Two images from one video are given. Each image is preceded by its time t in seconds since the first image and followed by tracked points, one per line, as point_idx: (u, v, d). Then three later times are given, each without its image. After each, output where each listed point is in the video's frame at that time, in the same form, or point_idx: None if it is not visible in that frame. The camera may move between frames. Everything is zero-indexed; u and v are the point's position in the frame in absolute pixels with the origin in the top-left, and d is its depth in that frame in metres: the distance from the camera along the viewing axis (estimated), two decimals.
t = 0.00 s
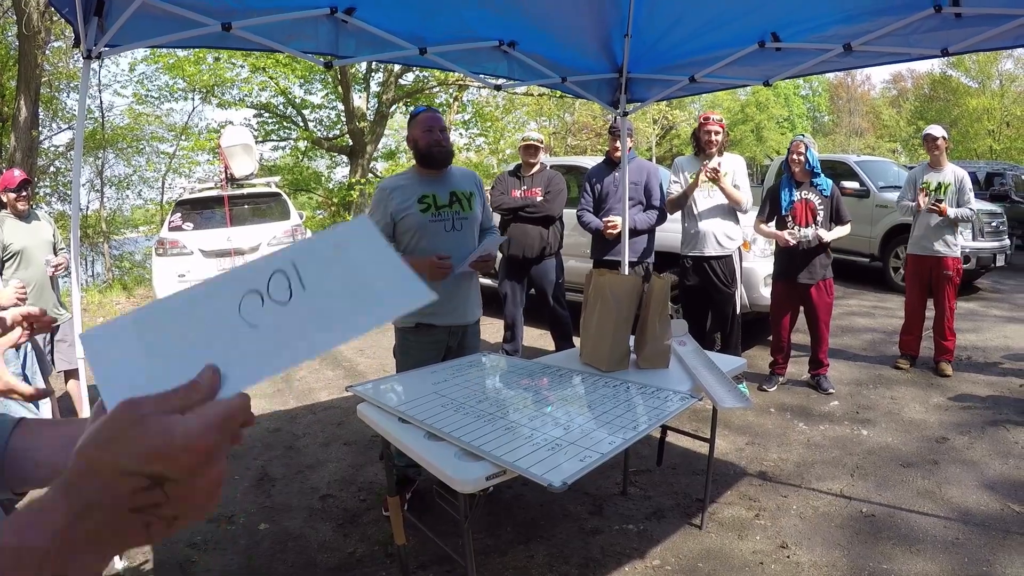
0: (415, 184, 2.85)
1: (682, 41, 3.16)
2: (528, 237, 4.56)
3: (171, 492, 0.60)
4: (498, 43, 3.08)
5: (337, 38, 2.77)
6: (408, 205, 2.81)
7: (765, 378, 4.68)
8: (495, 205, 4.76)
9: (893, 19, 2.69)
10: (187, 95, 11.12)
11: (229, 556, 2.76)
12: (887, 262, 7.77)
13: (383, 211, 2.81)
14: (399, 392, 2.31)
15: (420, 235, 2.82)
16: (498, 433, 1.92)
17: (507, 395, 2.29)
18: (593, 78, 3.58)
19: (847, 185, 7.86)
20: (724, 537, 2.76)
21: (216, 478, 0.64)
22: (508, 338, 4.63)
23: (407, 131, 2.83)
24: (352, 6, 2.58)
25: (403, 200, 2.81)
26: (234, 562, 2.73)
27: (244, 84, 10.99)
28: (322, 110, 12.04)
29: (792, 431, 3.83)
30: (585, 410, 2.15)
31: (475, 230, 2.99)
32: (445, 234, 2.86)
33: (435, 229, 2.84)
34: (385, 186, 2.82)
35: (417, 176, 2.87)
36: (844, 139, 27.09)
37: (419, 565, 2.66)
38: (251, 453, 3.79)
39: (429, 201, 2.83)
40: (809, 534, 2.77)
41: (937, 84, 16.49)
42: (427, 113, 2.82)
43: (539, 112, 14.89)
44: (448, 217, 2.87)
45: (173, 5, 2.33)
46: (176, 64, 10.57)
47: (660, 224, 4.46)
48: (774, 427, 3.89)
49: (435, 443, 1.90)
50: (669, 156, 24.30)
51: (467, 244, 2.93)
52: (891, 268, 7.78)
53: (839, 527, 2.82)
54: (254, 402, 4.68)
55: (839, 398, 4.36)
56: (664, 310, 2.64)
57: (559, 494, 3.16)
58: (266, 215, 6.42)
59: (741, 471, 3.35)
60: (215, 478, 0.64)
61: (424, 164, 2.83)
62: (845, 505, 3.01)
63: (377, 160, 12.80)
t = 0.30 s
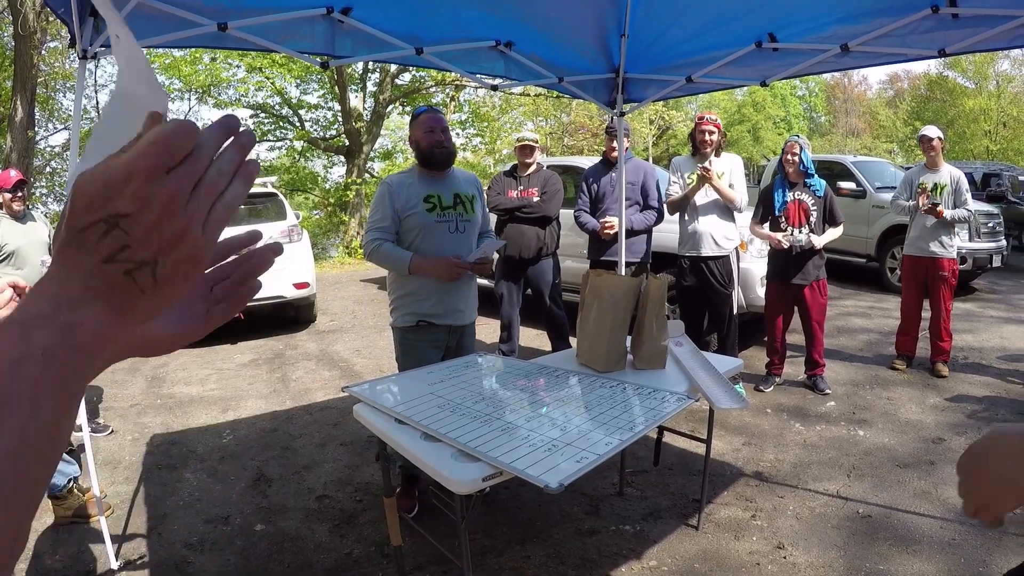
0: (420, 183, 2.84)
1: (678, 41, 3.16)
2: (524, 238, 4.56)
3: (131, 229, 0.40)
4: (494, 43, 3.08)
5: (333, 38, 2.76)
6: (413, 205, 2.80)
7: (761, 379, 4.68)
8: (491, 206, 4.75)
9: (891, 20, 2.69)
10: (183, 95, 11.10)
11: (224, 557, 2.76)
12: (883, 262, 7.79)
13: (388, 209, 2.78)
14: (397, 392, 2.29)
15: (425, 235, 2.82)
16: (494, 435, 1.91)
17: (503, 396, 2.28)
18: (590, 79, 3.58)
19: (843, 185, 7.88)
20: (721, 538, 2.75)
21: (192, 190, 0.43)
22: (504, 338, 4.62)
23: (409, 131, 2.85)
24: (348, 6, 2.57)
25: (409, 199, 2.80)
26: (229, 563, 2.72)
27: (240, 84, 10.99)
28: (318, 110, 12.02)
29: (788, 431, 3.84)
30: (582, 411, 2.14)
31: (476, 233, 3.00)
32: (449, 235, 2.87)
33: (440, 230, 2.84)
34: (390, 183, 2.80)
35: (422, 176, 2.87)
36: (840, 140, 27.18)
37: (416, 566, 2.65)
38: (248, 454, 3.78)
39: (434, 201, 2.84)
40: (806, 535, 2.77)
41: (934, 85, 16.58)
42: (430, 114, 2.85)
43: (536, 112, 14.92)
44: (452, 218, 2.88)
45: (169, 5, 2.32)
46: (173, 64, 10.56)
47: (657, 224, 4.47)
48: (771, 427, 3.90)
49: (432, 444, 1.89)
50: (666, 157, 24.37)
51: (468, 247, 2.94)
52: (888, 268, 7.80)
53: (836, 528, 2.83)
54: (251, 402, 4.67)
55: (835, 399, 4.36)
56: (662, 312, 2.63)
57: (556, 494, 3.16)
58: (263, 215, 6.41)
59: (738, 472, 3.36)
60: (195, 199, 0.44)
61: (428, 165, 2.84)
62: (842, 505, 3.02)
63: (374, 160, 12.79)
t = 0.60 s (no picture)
0: (415, 185, 2.83)
1: (674, 42, 3.17)
2: (520, 239, 4.56)
3: (80, 252, 0.56)
4: (490, 44, 3.08)
5: (329, 39, 2.75)
6: (409, 208, 2.79)
7: (757, 380, 4.68)
8: (487, 206, 4.73)
9: (888, 20, 2.70)
10: (179, 97, 11.07)
11: (220, 560, 2.74)
12: (879, 262, 7.80)
13: (382, 211, 2.77)
14: (392, 395, 2.28)
15: (419, 238, 2.81)
16: (490, 437, 1.90)
17: (500, 399, 2.28)
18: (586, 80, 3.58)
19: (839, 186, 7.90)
20: (718, 539, 2.75)
21: (132, 211, 0.59)
22: (501, 339, 4.61)
23: (403, 131, 2.85)
24: (344, 7, 2.56)
25: (404, 202, 2.79)
26: (225, 566, 2.70)
27: (236, 86, 10.98)
28: (314, 111, 11.99)
29: (785, 432, 3.84)
30: (578, 413, 2.14)
31: (471, 235, 3.01)
32: (444, 238, 2.87)
33: (436, 233, 2.84)
34: (384, 184, 2.78)
35: (417, 178, 2.85)
36: (836, 141, 27.25)
37: (413, 569, 2.64)
38: (244, 456, 3.76)
39: (430, 204, 2.83)
40: (803, 536, 2.77)
41: (930, 87, 16.64)
42: (424, 114, 2.86)
43: (532, 113, 14.92)
44: (448, 221, 2.88)
45: (163, 6, 2.30)
46: (168, 65, 10.53)
47: (654, 225, 4.47)
48: (768, 429, 3.90)
49: (427, 447, 1.88)
50: (663, 158, 24.41)
51: (464, 249, 2.94)
52: (884, 269, 7.81)
53: (834, 529, 2.82)
54: (247, 404, 4.65)
55: (831, 399, 4.36)
56: (657, 313, 2.64)
57: (553, 496, 3.15)
58: (259, 217, 6.38)
59: (735, 473, 3.35)
60: (133, 216, 0.59)
61: (422, 166, 2.83)
62: (839, 507, 3.01)
63: (370, 161, 12.77)
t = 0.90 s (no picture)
0: (394, 190, 2.83)
1: (671, 41, 3.15)
2: (518, 239, 4.56)
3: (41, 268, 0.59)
4: (486, 43, 3.06)
5: (325, 40, 2.73)
6: (390, 214, 2.78)
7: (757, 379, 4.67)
8: (485, 206, 4.71)
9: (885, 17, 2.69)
10: (176, 100, 11.04)
11: (219, 562, 2.73)
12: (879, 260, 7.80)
13: (363, 220, 2.75)
14: (389, 396, 2.27)
15: (404, 243, 2.80)
16: (488, 438, 1.89)
17: (498, 400, 2.26)
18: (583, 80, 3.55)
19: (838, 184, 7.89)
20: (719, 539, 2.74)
21: (90, 226, 0.61)
22: (499, 339, 4.60)
23: (380, 132, 2.86)
24: (339, 8, 2.55)
25: (385, 208, 2.78)
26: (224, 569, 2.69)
27: (233, 88, 10.97)
28: (312, 113, 11.97)
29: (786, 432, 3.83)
30: (577, 413, 2.12)
31: (456, 236, 3.01)
32: (430, 241, 2.86)
33: (420, 237, 2.83)
34: (362, 192, 2.77)
35: (394, 182, 2.85)
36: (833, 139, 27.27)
37: (412, 571, 2.62)
38: (242, 458, 3.75)
39: (411, 207, 2.83)
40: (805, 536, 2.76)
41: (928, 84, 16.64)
42: (403, 114, 2.87)
43: (529, 113, 14.91)
44: (432, 223, 2.88)
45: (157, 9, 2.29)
46: (165, 68, 10.50)
47: (652, 225, 4.46)
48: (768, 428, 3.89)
49: (425, 449, 1.87)
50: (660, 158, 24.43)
51: (451, 251, 2.94)
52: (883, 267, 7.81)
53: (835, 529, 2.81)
54: (246, 405, 4.64)
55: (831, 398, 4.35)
56: (656, 313, 2.63)
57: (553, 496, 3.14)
58: (257, 218, 6.37)
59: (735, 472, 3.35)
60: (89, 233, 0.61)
61: (400, 169, 2.84)
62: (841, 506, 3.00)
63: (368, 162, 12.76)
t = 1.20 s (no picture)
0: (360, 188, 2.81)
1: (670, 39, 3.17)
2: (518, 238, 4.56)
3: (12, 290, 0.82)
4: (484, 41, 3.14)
5: (324, 40, 2.73)
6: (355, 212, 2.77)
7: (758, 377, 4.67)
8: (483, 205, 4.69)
9: (882, 15, 2.71)
10: (176, 100, 11.01)
11: (219, 562, 2.73)
12: (879, 258, 7.80)
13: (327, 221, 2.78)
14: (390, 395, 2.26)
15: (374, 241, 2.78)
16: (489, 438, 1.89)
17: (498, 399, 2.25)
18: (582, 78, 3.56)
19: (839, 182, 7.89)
20: (720, 538, 2.74)
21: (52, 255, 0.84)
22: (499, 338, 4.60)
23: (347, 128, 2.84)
24: (337, 8, 2.56)
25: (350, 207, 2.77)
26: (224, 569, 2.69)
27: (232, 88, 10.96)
28: (311, 112, 11.96)
29: (786, 430, 3.83)
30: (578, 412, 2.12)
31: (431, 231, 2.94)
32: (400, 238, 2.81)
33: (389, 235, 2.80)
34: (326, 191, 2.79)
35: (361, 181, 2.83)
36: (834, 137, 27.24)
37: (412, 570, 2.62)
38: (243, 458, 3.75)
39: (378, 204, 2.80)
40: (806, 534, 2.76)
41: (929, 81, 16.61)
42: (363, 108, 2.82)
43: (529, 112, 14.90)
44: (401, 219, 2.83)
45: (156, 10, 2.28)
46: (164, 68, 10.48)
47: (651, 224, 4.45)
48: (769, 426, 3.88)
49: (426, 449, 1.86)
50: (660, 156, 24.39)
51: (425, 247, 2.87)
52: (884, 264, 7.80)
53: (836, 527, 2.81)
54: (246, 405, 4.64)
55: (831, 397, 4.35)
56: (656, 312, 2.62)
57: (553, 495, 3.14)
58: (257, 218, 6.36)
59: (736, 471, 3.35)
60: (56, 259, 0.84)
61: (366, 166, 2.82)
62: (841, 504, 3.00)
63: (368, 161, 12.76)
